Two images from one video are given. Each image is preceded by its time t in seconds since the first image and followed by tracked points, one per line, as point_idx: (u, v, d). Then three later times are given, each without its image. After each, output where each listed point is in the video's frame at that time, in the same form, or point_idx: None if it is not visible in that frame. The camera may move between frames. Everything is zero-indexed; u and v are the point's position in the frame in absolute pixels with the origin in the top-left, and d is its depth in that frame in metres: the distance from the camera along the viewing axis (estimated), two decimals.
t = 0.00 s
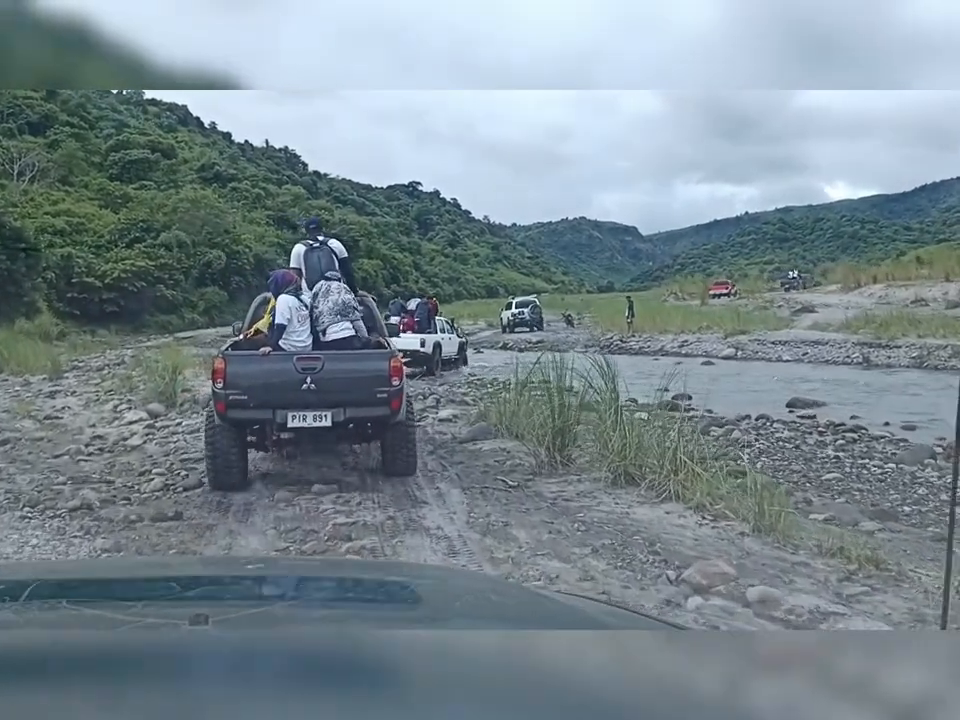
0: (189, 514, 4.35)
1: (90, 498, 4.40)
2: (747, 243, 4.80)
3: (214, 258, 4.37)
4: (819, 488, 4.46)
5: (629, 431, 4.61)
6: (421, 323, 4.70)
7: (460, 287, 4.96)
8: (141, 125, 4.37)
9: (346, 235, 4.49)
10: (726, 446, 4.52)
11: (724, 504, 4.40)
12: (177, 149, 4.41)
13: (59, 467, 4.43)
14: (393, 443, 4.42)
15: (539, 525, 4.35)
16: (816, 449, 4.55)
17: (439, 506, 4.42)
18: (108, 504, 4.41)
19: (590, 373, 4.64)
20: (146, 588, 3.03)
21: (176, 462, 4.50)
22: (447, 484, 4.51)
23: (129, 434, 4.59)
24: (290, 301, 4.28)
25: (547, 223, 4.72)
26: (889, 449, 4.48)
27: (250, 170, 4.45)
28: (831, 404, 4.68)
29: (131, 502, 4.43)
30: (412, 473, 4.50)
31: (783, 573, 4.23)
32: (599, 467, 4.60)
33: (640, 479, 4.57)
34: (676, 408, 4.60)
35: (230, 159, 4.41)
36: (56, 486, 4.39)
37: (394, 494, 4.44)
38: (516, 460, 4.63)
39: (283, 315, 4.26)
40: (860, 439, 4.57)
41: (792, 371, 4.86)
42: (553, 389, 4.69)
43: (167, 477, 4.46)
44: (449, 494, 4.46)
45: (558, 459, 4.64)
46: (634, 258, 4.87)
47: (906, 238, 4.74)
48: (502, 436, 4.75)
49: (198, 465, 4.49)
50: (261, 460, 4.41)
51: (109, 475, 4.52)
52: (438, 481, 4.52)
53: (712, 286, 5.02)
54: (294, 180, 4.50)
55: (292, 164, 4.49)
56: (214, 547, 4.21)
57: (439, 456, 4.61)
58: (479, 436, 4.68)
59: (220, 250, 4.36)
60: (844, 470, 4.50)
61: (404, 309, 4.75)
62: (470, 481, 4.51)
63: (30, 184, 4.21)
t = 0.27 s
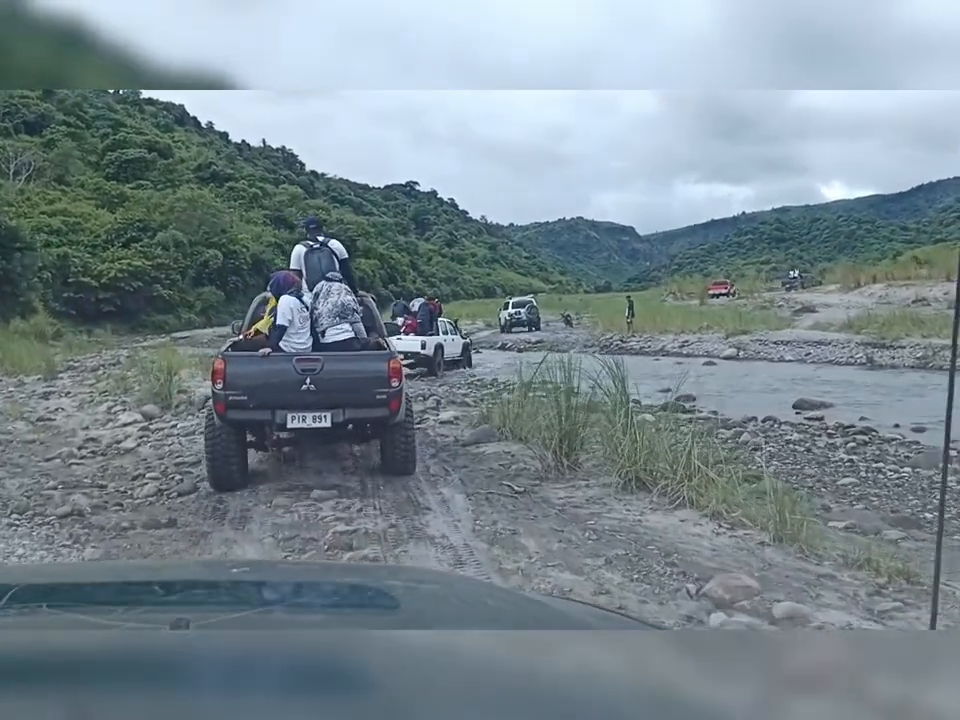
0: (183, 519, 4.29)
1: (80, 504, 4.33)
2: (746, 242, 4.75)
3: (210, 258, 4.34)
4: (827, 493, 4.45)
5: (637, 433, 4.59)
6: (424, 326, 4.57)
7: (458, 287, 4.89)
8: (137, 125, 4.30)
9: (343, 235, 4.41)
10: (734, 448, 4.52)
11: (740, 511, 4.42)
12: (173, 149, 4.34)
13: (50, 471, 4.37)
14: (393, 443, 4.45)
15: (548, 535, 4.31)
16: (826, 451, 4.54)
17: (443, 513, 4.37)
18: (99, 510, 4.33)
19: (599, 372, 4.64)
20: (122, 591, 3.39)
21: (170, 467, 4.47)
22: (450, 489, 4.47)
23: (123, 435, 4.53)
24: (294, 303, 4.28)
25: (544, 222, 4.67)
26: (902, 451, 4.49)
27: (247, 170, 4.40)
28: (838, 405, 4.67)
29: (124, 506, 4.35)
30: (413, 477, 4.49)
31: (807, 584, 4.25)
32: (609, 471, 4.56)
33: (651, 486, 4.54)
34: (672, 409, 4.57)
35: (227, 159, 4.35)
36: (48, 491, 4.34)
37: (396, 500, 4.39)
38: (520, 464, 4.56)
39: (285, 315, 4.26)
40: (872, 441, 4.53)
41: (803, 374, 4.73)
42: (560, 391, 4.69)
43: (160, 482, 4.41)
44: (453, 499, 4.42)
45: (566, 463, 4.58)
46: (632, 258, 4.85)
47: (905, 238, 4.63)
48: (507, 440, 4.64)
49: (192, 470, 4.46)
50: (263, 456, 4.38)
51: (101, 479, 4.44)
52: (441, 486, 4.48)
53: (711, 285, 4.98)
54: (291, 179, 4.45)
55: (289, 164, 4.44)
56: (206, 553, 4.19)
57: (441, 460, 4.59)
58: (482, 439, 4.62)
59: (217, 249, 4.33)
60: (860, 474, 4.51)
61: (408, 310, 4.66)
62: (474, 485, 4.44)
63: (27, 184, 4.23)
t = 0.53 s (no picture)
0: (183, 526, 3.82)
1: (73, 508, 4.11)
2: (746, 242, 4.74)
3: (210, 257, 4.32)
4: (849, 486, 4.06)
5: (646, 431, 4.17)
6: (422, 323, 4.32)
7: (456, 286, 5.15)
8: (137, 125, 4.35)
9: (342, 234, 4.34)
10: (751, 451, 4.19)
11: (764, 518, 3.75)
12: (172, 148, 4.37)
13: (44, 473, 4.19)
14: (396, 439, 4.20)
15: (563, 542, 3.70)
16: (840, 452, 4.38)
17: (451, 517, 3.93)
18: (93, 515, 3.90)
19: (611, 372, 4.32)
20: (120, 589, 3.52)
21: (169, 469, 4.20)
22: (458, 493, 4.14)
23: (121, 435, 4.49)
24: (300, 295, 4.00)
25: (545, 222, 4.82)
26: (918, 450, 4.28)
27: (246, 168, 4.44)
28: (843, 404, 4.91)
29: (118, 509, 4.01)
30: (419, 477, 4.29)
31: (839, 597, 3.35)
32: (624, 475, 4.11)
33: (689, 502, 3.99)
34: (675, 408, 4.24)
35: (227, 157, 4.41)
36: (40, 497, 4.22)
37: (401, 505, 3.96)
38: (529, 466, 4.31)
39: (291, 307, 3.95)
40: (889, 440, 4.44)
41: (783, 369, 5.16)
42: (570, 392, 4.39)
43: (160, 485, 4.11)
44: (460, 502, 4.05)
45: (576, 467, 4.25)
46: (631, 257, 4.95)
47: (903, 237, 4.58)
48: (516, 442, 4.55)
49: (190, 474, 4.17)
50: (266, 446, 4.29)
51: (96, 481, 4.20)
52: (448, 490, 4.16)
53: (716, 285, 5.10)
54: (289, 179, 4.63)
55: (289, 163, 4.63)
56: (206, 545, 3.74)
57: (448, 462, 4.43)
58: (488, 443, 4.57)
59: (217, 248, 4.32)
60: (880, 477, 4.16)
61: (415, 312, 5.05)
62: (482, 489, 4.13)
63: (26, 183, 4.18)
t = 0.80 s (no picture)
0: (175, 534, 3.75)
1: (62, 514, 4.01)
2: (743, 242, 4.57)
3: (207, 258, 4.30)
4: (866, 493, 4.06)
5: (663, 435, 4.18)
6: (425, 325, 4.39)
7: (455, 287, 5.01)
8: (134, 124, 4.24)
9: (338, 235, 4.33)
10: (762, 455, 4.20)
11: (782, 526, 3.77)
12: (169, 148, 4.31)
13: (33, 478, 4.14)
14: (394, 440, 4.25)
15: (572, 553, 3.66)
16: (851, 456, 4.42)
17: (454, 525, 3.91)
18: (81, 522, 3.86)
19: (618, 378, 4.29)
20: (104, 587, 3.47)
21: (162, 474, 4.18)
22: (461, 500, 4.12)
23: (113, 438, 4.47)
24: (301, 293, 4.06)
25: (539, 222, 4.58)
26: (930, 454, 4.36)
27: (244, 168, 4.33)
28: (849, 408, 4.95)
29: (109, 517, 3.97)
30: (420, 483, 4.26)
31: (866, 612, 3.39)
32: (633, 481, 4.11)
33: (699, 508, 3.96)
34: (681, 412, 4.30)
35: (224, 157, 4.30)
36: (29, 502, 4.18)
37: (403, 513, 3.95)
38: (534, 472, 4.29)
39: (293, 305, 4.04)
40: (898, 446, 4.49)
41: (786, 369, 5.14)
42: (580, 395, 4.33)
43: (152, 490, 4.08)
44: (464, 510, 4.03)
45: (582, 473, 4.21)
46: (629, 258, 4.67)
47: (900, 238, 4.52)
48: (518, 445, 4.56)
49: (185, 479, 4.17)
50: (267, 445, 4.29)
51: (87, 487, 4.14)
52: (451, 496, 4.14)
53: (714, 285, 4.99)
54: (287, 179, 4.44)
55: (284, 162, 4.37)
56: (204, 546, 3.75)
57: (450, 466, 4.39)
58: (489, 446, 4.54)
59: (213, 248, 4.29)
60: (896, 484, 4.17)
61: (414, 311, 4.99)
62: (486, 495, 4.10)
63: (21, 183, 4.11)
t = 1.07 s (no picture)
0: (170, 544, 4.04)
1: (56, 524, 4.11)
2: (739, 241, 4.64)
3: (204, 257, 4.25)
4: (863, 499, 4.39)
5: (677, 443, 4.54)
6: (432, 326, 4.49)
7: (452, 286, 4.85)
8: (130, 124, 4.20)
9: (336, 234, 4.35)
10: (772, 456, 4.50)
11: (802, 536, 4.34)
12: (166, 149, 4.27)
13: (26, 485, 4.23)
14: (395, 440, 4.44)
15: (585, 564, 4.20)
16: (862, 460, 4.44)
17: (462, 534, 4.22)
18: (76, 531, 4.10)
19: (623, 382, 4.57)
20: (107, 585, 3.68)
21: (158, 480, 4.29)
22: (467, 507, 4.34)
23: (108, 442, 4.35)
24: (305, 294, 4.29)
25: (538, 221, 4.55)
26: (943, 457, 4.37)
27: (240, 168, 4.26)
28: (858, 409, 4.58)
29: (104, 524, 4.13)
30: (424, 489, 4.40)
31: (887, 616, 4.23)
32: (645, 488, 4.48)
33: (714, 515, 4.42)
34: (690, 414, 4.55)
35: (221, 156, 4.22)
36: (22, 506, 4.18)
37: (407, 520, 4.22)
38: (542, 477, 4.47)
39: (294, 307, 4.29)
40: (908, 449, 4.42)
41: (789, 370, 4.63)
42: (587, 399, 4.62)
43: (148, 496, 4.22)
44: (470, 516, 4.30)
45: (592, 478, 4.53)
46: (625, 257, 4.77)
47: (898, 236, 4.61)
48: (523, 449, 4.56)
49: (180, 486, 4.28)
50: (265, 446, 4.38)
51: (81, 493, 4.24)
52: (457, 503, 4.34)
53: (713, 284, 4.79)
54: (284, 176, 4.33)
55: (283, 162, 4.27)
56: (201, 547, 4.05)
57: (454, 471, 4.49)
58: (492, 450, 4.51)
59: (210, 248, 4.24)
60: (912, 488, 4.35)
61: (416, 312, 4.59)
62: (493, 503, 4.32)
63: (18, 183, 4.13)
